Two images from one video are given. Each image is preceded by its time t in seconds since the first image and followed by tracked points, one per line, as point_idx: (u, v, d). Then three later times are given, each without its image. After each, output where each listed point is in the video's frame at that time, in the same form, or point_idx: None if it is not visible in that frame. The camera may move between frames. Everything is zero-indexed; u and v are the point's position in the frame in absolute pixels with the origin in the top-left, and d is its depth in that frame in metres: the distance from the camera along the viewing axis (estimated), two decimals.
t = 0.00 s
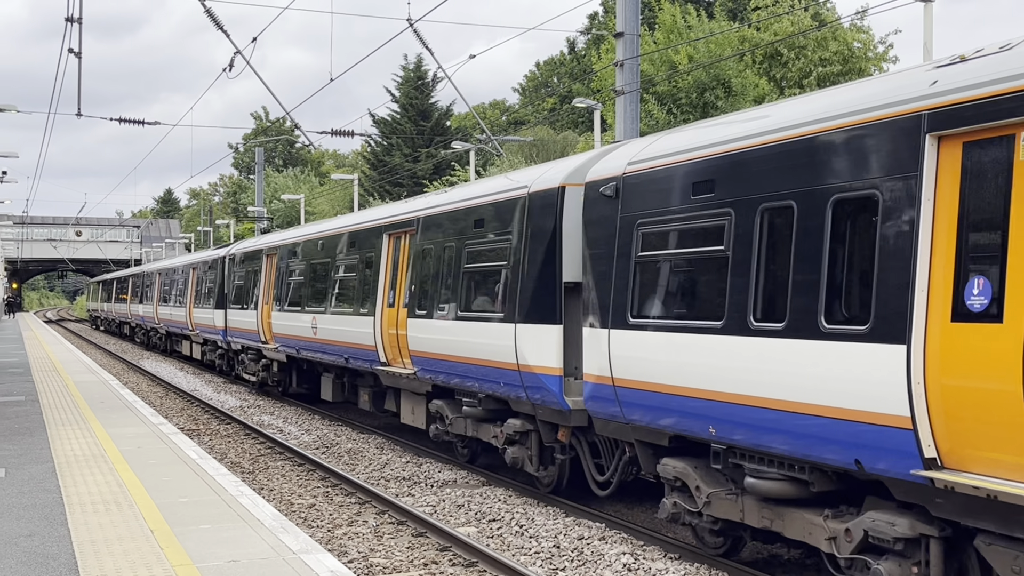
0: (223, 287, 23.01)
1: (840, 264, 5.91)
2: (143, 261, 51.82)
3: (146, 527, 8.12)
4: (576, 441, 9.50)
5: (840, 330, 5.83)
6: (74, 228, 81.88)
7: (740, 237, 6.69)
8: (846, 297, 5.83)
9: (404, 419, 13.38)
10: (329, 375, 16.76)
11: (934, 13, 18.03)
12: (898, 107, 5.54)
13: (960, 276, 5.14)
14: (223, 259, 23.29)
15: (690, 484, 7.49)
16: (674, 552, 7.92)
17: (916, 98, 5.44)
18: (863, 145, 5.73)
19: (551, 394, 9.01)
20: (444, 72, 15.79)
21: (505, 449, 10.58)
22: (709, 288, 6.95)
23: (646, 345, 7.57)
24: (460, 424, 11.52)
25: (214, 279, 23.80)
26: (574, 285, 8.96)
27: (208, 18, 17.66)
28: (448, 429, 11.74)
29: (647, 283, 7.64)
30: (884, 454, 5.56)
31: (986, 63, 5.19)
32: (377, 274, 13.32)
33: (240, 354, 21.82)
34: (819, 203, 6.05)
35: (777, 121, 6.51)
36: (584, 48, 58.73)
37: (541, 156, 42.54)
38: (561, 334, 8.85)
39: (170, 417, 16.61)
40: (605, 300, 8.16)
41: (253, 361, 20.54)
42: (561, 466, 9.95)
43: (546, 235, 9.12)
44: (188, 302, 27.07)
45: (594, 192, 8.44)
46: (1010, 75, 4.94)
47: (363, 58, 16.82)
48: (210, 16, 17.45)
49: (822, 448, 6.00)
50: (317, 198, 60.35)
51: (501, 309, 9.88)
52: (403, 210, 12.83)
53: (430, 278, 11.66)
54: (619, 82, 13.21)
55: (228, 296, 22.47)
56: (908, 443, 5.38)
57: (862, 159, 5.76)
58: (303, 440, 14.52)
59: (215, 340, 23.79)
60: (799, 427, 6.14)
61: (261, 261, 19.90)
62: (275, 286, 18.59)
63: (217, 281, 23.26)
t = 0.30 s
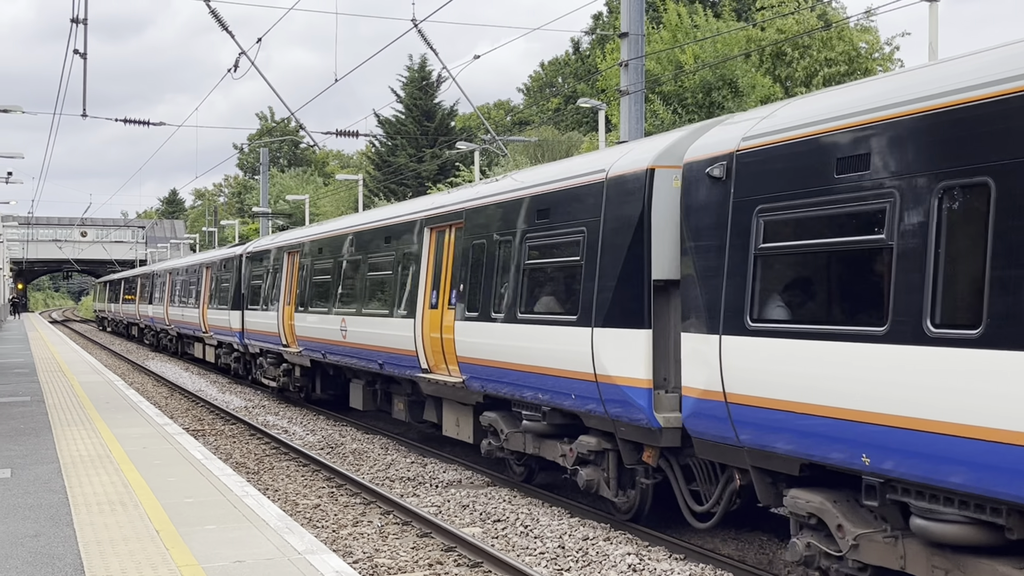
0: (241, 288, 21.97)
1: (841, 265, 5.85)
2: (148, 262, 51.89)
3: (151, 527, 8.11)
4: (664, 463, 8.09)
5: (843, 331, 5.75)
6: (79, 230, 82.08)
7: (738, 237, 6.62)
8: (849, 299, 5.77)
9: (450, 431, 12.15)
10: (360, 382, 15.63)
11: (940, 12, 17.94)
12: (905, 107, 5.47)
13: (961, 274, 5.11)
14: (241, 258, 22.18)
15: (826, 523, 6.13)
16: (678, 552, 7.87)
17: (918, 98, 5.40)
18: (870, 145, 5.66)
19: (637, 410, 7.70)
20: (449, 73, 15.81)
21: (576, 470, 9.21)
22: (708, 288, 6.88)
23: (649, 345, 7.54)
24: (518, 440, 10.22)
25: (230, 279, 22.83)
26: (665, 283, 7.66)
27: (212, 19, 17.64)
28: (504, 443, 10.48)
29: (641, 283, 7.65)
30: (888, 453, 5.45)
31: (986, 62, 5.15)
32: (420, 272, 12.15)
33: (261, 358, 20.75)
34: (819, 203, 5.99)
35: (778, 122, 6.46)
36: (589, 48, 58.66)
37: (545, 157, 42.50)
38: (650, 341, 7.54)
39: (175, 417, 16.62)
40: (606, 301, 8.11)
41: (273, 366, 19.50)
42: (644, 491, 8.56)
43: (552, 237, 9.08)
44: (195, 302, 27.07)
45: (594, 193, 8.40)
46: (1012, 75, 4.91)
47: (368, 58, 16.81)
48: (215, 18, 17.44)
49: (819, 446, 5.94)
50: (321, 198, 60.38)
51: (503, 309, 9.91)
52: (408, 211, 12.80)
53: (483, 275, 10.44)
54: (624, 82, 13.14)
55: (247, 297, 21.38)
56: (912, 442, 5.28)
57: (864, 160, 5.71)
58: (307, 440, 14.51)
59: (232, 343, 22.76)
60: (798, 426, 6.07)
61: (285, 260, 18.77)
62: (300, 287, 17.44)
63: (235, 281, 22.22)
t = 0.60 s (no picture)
0: (260, 287, 20.66)
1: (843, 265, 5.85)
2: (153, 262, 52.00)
3: (156, 527, 8.10)
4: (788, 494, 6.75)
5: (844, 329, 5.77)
6: (84, 231, 82.28)
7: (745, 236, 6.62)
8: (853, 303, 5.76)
9: (505, 447, 10.83)
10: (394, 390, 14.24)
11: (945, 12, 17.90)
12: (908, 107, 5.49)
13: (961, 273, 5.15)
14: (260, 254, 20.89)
15: None
16: (683, 552, 7.85)
17: (920, 99, 5.43)
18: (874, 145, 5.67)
19: (761, 430, 6.44)
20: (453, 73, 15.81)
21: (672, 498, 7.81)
22: (756, 287, 6.46)
23: (654, 345, 7.52)
24: (594, 460, 8.87)
25: (248, 277, 21.60)
26: (794, 280, 6.37)
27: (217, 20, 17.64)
28: (574, 462, 9.14)
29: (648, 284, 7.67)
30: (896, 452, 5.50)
31: (986, 64, 5.19)
32: (469, 269, 10.84)
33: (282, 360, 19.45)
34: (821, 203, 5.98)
35: (783, 121, 6.45)
36: (594, 48, 58.65)
37: (550, 157, 42.51)
38: (778, 349, 6.29)
39: (180, 418, 16.63)
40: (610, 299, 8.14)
41: (295, 370, 18.27)
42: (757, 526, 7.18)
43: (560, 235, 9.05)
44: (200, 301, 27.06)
45: (600, 193, 8.41)
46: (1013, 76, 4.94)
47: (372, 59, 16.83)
48: (220, 19, 17.44)
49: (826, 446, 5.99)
50: (326, 199, 60.46)
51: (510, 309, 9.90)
52: (413, 211, 12.77)
53: (551, 271, 9.15)
54: (629, 81, 13.12)
55: (266, 296, 20.06)
56: (919, 442, 5.32)
57: (866, 160, 5.73)
58: (312, 440, 14.52)
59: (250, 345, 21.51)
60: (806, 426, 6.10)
61: (311, 256, 17.37)
62: (327, 286, 16.08)
63: (253, 280, 20.95)
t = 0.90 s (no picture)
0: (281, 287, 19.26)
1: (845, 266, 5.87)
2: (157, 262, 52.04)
3: (161, 527, 8.12)
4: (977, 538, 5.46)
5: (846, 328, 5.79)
6: (89, 231, 82.38)
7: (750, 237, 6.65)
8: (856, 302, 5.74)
9: (573, 468, 9.56)
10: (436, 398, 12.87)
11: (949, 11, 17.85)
12: (906, 107, 5.54)
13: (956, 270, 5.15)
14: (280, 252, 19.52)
15: None
16: (688, 552, 7.84)
17: (922, 99, 5.46)
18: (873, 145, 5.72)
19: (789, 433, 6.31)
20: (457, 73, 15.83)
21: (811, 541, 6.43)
22: (944, 280, 5.20)
23: (657, 346, 7.54)
24: (699, 487, 7.52)
25: (266, 275, 20.19)
26: (993, 274, 5.16)
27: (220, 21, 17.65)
28: None
29: (648, 284, 7.73)
30: (897, 453, 5.53)
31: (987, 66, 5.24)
32: (536, 264, 9.53)
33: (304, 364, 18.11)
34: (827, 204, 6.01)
35: (786, 121, 6.48)
36: (597, 47, 58.54)
37: (554, 156, 42.46)
38: (834, 351, 5.85)
39: (185, 418, 16.65)
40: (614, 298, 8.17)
41: (318, 376, 16.95)
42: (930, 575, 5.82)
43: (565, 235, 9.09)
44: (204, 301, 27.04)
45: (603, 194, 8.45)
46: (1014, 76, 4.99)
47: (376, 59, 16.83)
48: (224, 19, 17.45)
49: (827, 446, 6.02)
50: (330, 199, 60.47)
51: (513, 308, 9.92)
52: (417, 211, 12.77)
53: (643, 266, 7.84)
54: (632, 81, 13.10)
55: (287, 296, 18.67)
56: (921, 441, 5.34)
57: (867, 160, 5.75)
58: (316, 440, 14.53)
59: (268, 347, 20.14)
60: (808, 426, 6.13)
61: (339, 251, 15.98)
62: (360, 284, 14.68)
63: (273, 279, 19.56)
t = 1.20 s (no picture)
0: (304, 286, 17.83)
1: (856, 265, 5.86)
2: (161, 262, 52.12)
3: (163, 527, 8.12)
4: None
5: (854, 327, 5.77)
6: (92, 232, 82.59)
7: (758, 237, 6.63)
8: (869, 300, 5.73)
9: (667, 497, 8.13)
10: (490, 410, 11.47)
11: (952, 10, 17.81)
12: (908, 107, 5.52)
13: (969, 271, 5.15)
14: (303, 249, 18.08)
15: None
16: (691, 552, 7.81)
17: (924, 97, 5.43)
18: (876, 145, 5.70)
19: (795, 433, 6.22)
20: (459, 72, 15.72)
21: None
22: None
23: (660, 346, 7.52)
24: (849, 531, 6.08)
25: (287, 274, 18.77)
26: None
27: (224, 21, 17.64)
28: None
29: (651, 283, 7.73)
30: (902, 453, 5.43)
31: (988, 62, 5.19)
32: (621, 257, 8.12)
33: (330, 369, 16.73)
34: (835, 203, 5.99)
35: (789, 121, 6.46)
36: (600, 47, 58.43)
37: (557, 156, 42.48)
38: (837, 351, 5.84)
39: (189, 417, 16.68)
40: (616, 298, 8.15)
41: (346, 382, 15.62)
42: None
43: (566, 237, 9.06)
44: (207, 301, 27.05)
45: (605, 193, 8.44)
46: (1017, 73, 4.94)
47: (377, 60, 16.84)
48: (227, 20, 17.45)
49: (831, 446, 5.96)
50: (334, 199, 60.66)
51: (517, 308, 9.90)
52: (420, 211, 12.76)
53: (772, 260, 6.49)
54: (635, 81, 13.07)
55: (310, 296, 17.25)
56: (925, 441, 5.26)
57: (874, 161, 5.73)
58: (319, 439, 14.51)
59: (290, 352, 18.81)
60: (811, 426, 6.07)
61: (371, 247, 14.57)
62: (396, 282, 13.24)
63: (294, 279, 18.15)
